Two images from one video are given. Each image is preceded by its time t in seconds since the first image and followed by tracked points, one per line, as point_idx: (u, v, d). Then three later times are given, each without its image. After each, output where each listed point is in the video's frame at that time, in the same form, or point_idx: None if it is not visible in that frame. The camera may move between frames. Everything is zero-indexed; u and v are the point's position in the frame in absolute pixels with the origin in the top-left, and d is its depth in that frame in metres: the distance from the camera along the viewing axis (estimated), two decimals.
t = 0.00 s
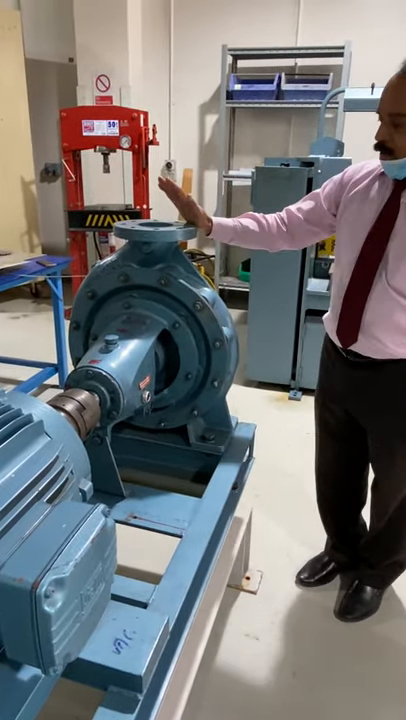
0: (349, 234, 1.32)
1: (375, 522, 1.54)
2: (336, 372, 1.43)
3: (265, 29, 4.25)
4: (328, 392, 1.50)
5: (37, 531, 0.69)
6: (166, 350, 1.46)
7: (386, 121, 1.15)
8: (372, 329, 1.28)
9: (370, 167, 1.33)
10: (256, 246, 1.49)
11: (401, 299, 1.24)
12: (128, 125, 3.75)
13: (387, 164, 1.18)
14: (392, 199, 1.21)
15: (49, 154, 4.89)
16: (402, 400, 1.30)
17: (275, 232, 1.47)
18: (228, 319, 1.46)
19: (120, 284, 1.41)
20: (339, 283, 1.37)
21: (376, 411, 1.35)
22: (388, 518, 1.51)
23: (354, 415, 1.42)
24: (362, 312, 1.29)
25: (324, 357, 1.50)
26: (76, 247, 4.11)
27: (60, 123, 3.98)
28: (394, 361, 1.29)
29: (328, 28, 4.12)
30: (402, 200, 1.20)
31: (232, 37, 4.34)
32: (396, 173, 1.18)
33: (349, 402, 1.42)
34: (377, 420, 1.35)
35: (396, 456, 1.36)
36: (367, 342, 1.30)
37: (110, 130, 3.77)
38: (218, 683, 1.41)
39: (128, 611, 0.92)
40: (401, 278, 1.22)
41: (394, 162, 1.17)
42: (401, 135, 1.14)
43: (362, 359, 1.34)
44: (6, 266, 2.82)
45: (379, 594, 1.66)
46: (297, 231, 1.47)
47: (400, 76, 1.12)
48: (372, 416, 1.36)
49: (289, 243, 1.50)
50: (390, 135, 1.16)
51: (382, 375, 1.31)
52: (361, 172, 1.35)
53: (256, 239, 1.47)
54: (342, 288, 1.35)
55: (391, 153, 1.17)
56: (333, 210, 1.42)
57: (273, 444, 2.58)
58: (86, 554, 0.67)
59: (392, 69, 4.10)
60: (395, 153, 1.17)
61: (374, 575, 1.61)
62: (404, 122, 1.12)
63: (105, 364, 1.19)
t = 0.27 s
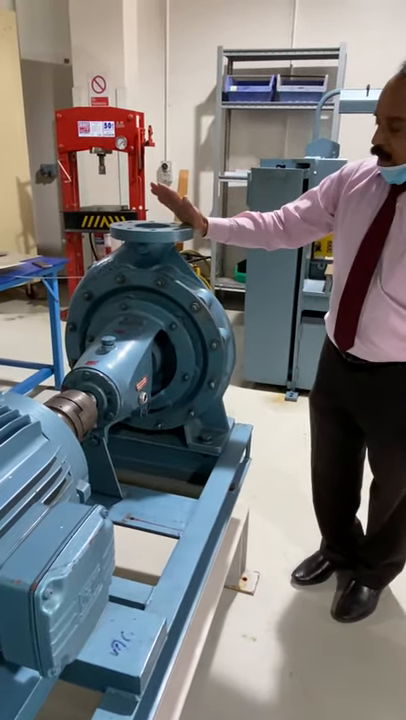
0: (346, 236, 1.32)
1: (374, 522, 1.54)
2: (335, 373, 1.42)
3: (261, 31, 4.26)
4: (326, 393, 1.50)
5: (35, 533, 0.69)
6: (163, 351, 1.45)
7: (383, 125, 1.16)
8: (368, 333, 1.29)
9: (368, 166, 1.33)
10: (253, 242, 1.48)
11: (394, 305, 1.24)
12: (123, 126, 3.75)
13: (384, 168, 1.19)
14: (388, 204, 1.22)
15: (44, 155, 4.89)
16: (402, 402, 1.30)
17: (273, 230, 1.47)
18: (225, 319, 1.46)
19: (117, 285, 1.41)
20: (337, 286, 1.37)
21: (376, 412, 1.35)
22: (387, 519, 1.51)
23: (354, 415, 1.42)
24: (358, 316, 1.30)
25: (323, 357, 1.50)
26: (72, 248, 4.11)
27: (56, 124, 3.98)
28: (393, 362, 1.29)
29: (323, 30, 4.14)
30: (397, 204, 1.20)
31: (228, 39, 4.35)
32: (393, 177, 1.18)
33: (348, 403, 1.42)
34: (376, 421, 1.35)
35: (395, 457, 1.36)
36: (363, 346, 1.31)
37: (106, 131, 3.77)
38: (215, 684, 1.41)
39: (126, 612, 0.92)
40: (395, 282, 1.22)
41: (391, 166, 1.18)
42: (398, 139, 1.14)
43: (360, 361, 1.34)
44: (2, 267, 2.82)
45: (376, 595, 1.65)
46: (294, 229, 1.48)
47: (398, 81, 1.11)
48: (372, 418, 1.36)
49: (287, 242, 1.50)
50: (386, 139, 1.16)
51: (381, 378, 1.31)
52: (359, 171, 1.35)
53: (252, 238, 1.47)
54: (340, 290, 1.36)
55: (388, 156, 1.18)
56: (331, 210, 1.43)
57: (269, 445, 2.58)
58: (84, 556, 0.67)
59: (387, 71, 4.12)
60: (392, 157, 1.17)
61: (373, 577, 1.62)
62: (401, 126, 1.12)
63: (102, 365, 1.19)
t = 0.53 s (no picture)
0: (344, 237, 1.33)
1: (372, 522, 1.55)
2: (332, 372, 1.43)
3: (256, 32, 4.27)
4: (323, 391, 1.50)
5: (34, 534, 0.69)
6: (160, 351, 1.45)
7: (382, 124, 1.16)
8: (363, 334, 1.30)
9: (367, 167, 1.34)
10: (251, 243, 1.49)
11: (388, 305, 1.25)
12: (119, 127, 3.75)
13: (381, 168, 1.19)
14: (384, 206, 1.22)
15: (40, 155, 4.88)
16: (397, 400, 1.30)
17: (270, 229, 1.48)
18: (222, 320, 1.46)
19: (114, 286, 1.41)
20: (334, 286, 1.38)
21: (372, 410, 1.35)
22: (386, 518, 1.51)
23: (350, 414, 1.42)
24: (353, 316, 1.30)
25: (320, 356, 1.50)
26: (68, 249, 4.11)
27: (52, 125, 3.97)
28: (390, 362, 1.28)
29: (318, 32, 4.15)
30: (394, 206, 1.21)
31: (224, 40, 4.36)
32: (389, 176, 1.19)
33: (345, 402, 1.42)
34: (372, 419, 1.36)
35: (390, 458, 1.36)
36: (359, 347, 1.32)
37: (102, 132, 3.77)
38: (214, 684, 1.41)
39: (125, 614, 0.92)
40: (389, 284, 1.22)
41: (388, 166, 1.18)
42: (395, 140, 1.15)
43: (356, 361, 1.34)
44: None
45: (373, 595, 1.66)
46: (292, 229, 1.49)
47: (398, 81, 1.11)
48: (368, 415, 1.36)
49: (284, 242, 1.51)
50: (383, 139, 1.17)
51: (377, 376, 1.31)
52: (358, 172, 1.35)
53: (250, 237, 1.48)
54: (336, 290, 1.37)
55: (385, 156, 1.18)
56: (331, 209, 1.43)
57: (267, 445, 2.58)
58: (83, 558, 0.67)
59: (383, 73, 4.13)
60: (389, 157, 1.17)
61: (368, 577, 1.62)
62: (399, 127, 1.13)
63: (100, 367, 1.19)
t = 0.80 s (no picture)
0: (341, 239, 1.34)
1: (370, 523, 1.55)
2: (329, 372, 1.43)
3: (252, 34, 4.28)
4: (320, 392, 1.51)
5: (35, 536, 0.69)
6: (159, 352, 1.45)
7: (382, 126, 1.16)
8: (357, 334, 1.30)
9: (367, 170, 1.35)
10: (250, 244, 1.50)
11: (381, 305, 1.25)
12: (116, 128, 3.76)
13: (379, 169, 1.19)
14: (381, 208, 1.22)
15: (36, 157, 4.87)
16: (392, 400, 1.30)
17: (269, 231, 1.48)
18: (220, 321, 1.46)
19: (112, 288, 1.41)
20: (331, 286, 1.39)
21: (369, 411, 1.35)
22: (385, 519, 1.51)
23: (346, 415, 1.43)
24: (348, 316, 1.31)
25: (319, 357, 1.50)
26: (64, 250, 4.11)
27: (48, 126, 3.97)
28: (388, 362, 1.28)
29: (314, 33, 4.16)
30: (391, 208, 1.21)
31: (220, 42, 4.37)
32: (387, 178, 1.19)
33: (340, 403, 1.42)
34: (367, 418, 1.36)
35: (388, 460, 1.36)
36: (354, 348, 1.32)
37: (98, 133, 3.77)
38: (212, 684, 1.41)
39: (125, 614, 0.92)
40: (383, 285, 1.23)
41: (386, 167, 1.18)
42: (394, 141, 1.15)
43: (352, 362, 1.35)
44: None
45: (371, 595, 1.66)
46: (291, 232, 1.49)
47: (399, 84, 1.12)
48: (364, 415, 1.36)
49: (283, 244, 1.51)
50: (383, 141, 1.17)
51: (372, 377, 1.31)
52: (358, 175, 1.36)
53: (248, 238, 1.48)
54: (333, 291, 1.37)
55: (384, 157, 1.18)
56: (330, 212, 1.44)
57: (264, 446, 2.59)
58: (84, 559, 0.67)
59: (379, 74, 4.15)
60: (388, 159, 1.18)
61: (365, 577, 1.63)
62: (398, 129, 1.13)
63: (99, 368, 1.19)
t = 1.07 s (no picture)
0: (342, 239, 1.35)
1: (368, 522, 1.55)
2: (328, 372, 1.44)
3: (247, 35, 4.29)
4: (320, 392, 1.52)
5: (38, 536, 0.69)
6: (157, 353, 1.46)
7: (382, 126, 1.18)
8: (356, 334, 1.31)
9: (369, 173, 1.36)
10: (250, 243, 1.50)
11: (379, 305, 1.25)
12: (111, 129, 3.76)
13: (378, 168, 1.21)
14: (380, 209, 1.23)
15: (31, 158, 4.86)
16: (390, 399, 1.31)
17: (269, 231, 1.48)
18: (219, 321, 1.46)
19: (111, 288, 1.41)
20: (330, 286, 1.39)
21: (367, 410, 1.36)
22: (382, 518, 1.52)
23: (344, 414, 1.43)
24: (346, 316, 1.32)
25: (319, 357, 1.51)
26: (60, 252, 4.11)
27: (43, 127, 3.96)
28: (385, 361, 1.29)
29: (309, 36, 4.18)
30: (390, 208, 1.22)
31: (215, 43, 4.37)
32: (387, 178, 1.20)
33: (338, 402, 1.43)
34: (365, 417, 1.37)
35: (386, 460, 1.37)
36: (352, 347, 1.33)
37: (94, 134, 3.77)
38: (212, 684, 1.42)
39: (126, 615, 0.92)
40: (382, 285, 1.24)
41: (385, 167, 1.20)
42: (393, 141, 1.17)
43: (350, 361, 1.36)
44: None
45: (369, 594, 1.67)
46: (292, 231, 1.48)
47: (398, 85, 1.13)
48: (362, 414, 1.37)
49: (284, 243, 1.51)
50: (382, 141, 1.18)
51: (370, 375, 1.32)
52: (360, 178, 1.37)
53: (248, 237, 1.48)
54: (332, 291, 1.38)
55: (383, 157, 1.19)
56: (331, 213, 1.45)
57: (261, 447, 2.59)
58: (88, 559, 0.67)
59: (374, 76, 4.17)
60: (388, 159, 1.19)
61: (362, 577, 1.63)
62: (397, 129, 1.14)
63: (98, 369, 1.19)
